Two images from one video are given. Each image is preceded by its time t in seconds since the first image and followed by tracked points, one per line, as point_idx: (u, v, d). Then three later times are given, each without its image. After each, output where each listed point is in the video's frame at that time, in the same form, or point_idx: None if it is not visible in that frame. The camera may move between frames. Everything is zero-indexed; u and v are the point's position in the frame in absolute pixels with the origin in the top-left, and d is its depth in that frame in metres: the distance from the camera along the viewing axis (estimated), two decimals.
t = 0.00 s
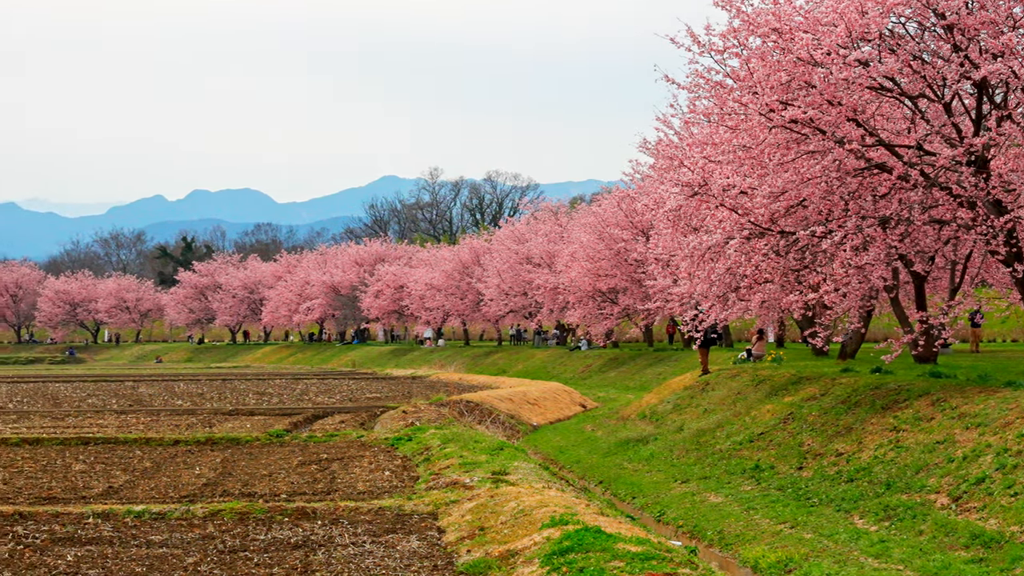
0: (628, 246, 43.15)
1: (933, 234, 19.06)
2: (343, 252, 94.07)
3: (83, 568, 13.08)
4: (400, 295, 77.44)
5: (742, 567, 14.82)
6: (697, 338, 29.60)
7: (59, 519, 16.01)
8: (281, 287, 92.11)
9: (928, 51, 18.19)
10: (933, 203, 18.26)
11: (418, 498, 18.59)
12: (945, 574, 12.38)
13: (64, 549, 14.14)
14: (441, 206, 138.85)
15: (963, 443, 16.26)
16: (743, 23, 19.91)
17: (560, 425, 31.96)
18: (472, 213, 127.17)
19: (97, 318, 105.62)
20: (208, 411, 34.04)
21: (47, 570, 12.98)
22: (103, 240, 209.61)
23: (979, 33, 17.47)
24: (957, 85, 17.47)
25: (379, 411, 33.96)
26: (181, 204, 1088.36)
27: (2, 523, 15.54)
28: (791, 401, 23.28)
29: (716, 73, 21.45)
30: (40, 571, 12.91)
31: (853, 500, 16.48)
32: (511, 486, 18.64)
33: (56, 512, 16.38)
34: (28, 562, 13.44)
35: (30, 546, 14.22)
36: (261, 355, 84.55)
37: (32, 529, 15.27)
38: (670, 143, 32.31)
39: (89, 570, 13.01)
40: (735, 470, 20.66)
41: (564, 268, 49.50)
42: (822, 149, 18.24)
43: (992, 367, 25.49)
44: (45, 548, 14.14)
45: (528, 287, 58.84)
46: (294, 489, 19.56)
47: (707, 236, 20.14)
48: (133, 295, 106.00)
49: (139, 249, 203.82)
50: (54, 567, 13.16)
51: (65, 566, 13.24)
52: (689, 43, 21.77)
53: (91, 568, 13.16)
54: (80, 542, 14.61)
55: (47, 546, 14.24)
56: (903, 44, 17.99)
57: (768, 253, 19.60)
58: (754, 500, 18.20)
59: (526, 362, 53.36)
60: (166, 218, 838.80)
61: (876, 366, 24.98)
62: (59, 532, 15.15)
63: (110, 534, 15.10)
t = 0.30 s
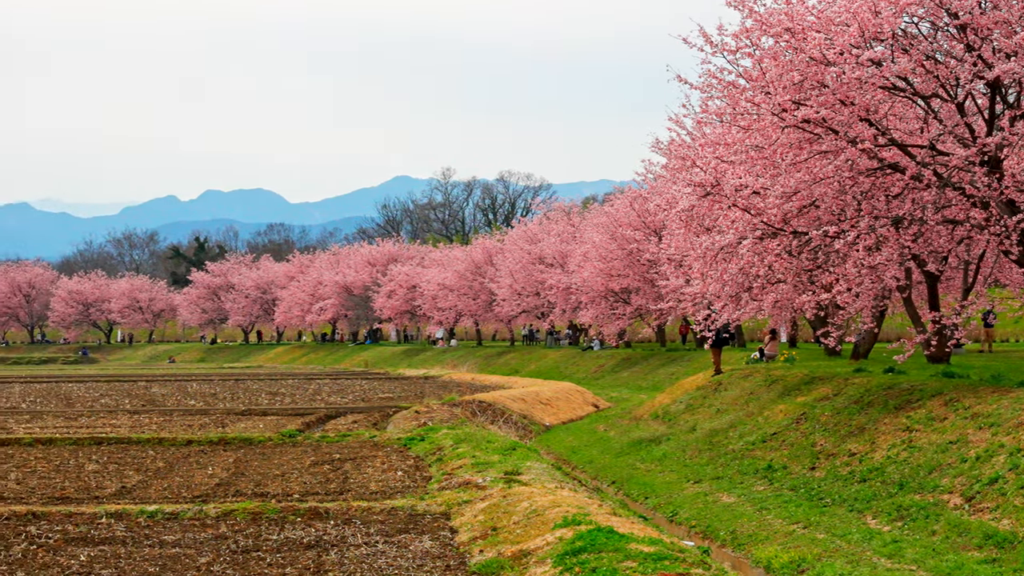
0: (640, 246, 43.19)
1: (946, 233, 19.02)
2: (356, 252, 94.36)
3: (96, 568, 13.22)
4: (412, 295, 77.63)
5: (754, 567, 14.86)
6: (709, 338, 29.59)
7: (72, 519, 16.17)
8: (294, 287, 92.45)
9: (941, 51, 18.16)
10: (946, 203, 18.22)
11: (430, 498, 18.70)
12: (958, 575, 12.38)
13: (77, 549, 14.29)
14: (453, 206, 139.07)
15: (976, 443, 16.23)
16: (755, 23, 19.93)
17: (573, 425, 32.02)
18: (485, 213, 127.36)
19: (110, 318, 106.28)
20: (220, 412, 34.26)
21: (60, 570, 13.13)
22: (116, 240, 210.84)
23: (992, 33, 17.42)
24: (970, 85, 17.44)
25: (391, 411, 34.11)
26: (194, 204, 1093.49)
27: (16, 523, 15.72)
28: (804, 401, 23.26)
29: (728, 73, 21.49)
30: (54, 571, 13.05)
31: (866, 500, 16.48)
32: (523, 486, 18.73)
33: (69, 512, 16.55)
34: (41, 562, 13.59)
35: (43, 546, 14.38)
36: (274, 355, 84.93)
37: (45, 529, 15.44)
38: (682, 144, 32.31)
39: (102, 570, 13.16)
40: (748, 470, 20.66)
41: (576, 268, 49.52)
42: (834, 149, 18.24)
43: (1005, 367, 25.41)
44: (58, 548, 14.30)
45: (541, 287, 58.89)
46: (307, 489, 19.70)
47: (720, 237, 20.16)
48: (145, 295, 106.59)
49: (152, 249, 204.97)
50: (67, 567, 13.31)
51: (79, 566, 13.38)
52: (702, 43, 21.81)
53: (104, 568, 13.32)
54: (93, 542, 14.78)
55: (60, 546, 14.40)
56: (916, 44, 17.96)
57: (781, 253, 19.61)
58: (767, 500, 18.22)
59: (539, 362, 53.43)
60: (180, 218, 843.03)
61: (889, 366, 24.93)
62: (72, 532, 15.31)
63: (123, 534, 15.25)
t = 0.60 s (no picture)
0: (652, 246, 43.20)
1: (958, 234, 18.98)
2: (367, 252, 94.59)
3: (108, 568, 13.35)
4: (424, 295, 77.76)
5: (766, 567, 14.88)
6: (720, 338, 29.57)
7: (84, 518, 16.32)
8: (305, 287, 92.73)
9: (952, 51, 18.12)
10: (957, 203, 18.18)
11: (442, 498, 18.78)
12: (970, 575, 12.38)
13: (89, 549, 14.43)
14: (464, 206, 139.22)
15: (988, 443, 16.19)
16: (767, 23, 19.93)
17: (584, 426, 32.06)
18: (496, 213, 127.49)
19: (122, 318, 106.84)
20: (232, 411, 34.47)
21: (72, 570, 13.26)
22: (128, 240, 212.04)
23: (1003, 33, 17.38)
24: (981, 84, 17.40)
25: (403, 411, 34.23)
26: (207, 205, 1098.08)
27: (28, 523, 15.88)
28: (816, 401, 23.23)
29: (739, 73, 21.52)
30: (66, 571, 13.18)
31: (877, 500, 16.47)
32: (535, 486, 18.79)
33: (81, 512, 16.70)
34: (53, 562, 13.72)
35: (55, 546, 14.52)
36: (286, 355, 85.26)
37: (57, 529, 15.59)
38: (694, 144, 32.29)
39: (114, 570, 13.29)
40: (760, 470, 20.66)
41: (588, 268, 49.51)
42: (846, 149, 18.21)
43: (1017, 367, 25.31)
44: (70, 548, 14.45)
45: (552, 287, 58.92)
46: (318, 489, 19.81)
47: (731, 236, 20.17)
48: (157, 295, 107.11)
49: (164, 249, 206.06)
50: (79, 567, 13.44)
51: (91, 566, 13.51)
52: (713, 43, 21.83)
53: (116, 568, 13.44)
54: (105, 542, 14.91)
55: (72, 546, 14.53)
56: (928, 43, 17.93)
57: (793, 254, 19.60)
58: (778, 500, 18.22)
59: (550, 362, 53.49)
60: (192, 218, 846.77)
61: (900, 367, 24.87)
62: (84, 532, 15.44)
63: (135, 534, 15.39)
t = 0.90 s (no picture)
0: (662, 246, 43.19)
1: (968, 233, 18.94)
2: (378, 252, 94.82)
3: (118, 568, 13.47)
4: (434, 295, 77.91)
5: (776, 567, 14.91)
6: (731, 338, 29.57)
7: (94, 518, 16.46)
8: (315, 287, 93.01)
9: (963, 50, 18.10)
10: (968, 203, 18.16)
11: (453, 498, 18.87)
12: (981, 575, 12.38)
13: (99, 549, 14.55)
14: (475, 206, 139.39)
15: (999, 443, 16.16)
16: (777, 23, 19.97)
17: (594, 426, 32.11)
18: (507, 213, 127.63)
19: (132, 318, 107.39)
20: (242, 412, 34.67)
21: (83, 570, 13.38)
22: (139, 241, 213.04)
23: (1014, 32, 17.35)
24: (992, 84, 17.38)
25: (413, 411, 34.37)
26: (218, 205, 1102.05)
27: (38, 523, 16.01)
28: (826, 401, 23.22)
29: (750, 73, 21.57)
30: (76, 571, 13.31)
31: (888, 500, 16.46)
32: (545, 486, 18.86)
33: (91, 512, 16.86)
34: (64, 562, 13.85)
35: (66, 546, 14.66)
36: (296, 355, 85.58)
37: (68, 529, 15.74)
38: (704, 144, 32.32)
39: (124, 570, 13.40)
40: (770, 470, 20.67)
41: (598, 268, 49.53)
42: (857, 148, 18.22)
43: None
44: (81, 548, 14.58)
45: (562, 287, 58.97)
46: (328, 489, 19.93)
47: (742, 236, 20.21)
48: (167, 296, 107.58)
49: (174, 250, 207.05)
50: (90, 567, 13.57)
51: (101, 566, 13.64)
52: (723, 43, 21.89)
53: (127, 568, 13.57)
54: (116, 542, 15.04)
55: (83, 546, 14.67)
56: (938, 43, 17.91)
57: (803, 253, 19.62)
58: (789, 500, 18.24)
59: (560, 362, 53.54)
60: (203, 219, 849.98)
61: (911, 367, 24.83)
62: (95, 532, 15.58)
63: (145, 534, 15.52)
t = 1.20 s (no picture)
0: (674, 246, 43.21)
1: (981, 234, 18.91)
2: (390, 252, 95.08)
3: (131, 568, 13.59)
4: (446, 295, 78.06)
5: (789, 567, 14.93)
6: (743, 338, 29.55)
7: (107, 518, 16.62)
8: (328, 288, 93.33)
9: (975, 50, 18.05)
10: (981, 203, 18.13)
11: (465, 498, 18.97)
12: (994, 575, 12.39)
13: (112, 549, 14.69)
14: (487, 206, 139.59)
15: (1012, 443, 16.13)
16: (789, 23, 19.99)
17: (606, 426, 32.15)
18: (519, 213, 127.76)
19: (145, 318, 107.97)
20: (254, 411, 34.88)
21: (96, 570, 13.52)
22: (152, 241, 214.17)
23: None
24: (1005, 84, 17.34)
25: (425, 411, 34.50)
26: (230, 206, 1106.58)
27: (51, 523, 16.17)
28: (839, 401, 23.20)
29: (762, 72, 21.60)
30: (89, 571, 13.45)
31: (901, 500, 16.45)
32: (557, 486, 18.93)
33: (104, 512, 17.02)
34: (76, 562, 13.99)
35: (78, 546, 14.79)
36: (309, 355, 85.92)
37: (80, 529, 15.87)
38: (716, 143, 32.32)
39: (137, 570, 13.52)
40: (782, 470, 20.67)
41: (610, 268, 49.54)
42: (869, 148, 18.22)
43: None
44: (94, 548, 14.72)
45: (574, 287, 59.01)
46: (341, 489, 20.06)
47: (754, 237, 20.25)
48: (180, 296, 108.10)
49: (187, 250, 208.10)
50: (103, 567, 13.71)
51: (114, 566, 13.78)
52: (736, 43, 21.92)
53: (139, 568, 13.71)
54: (128, 542, 15.18)
55: (96, 546, 14.81)
56: (951, 43, 17.87)
57: (816, 253, 19.63)
58: (801, 500, 18.25)
59: (573, 362, 53.57)
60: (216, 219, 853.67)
61: (923, 367, 24.78)
62: (108, 532, 15.72)
63: (157, 534, 15.67)
